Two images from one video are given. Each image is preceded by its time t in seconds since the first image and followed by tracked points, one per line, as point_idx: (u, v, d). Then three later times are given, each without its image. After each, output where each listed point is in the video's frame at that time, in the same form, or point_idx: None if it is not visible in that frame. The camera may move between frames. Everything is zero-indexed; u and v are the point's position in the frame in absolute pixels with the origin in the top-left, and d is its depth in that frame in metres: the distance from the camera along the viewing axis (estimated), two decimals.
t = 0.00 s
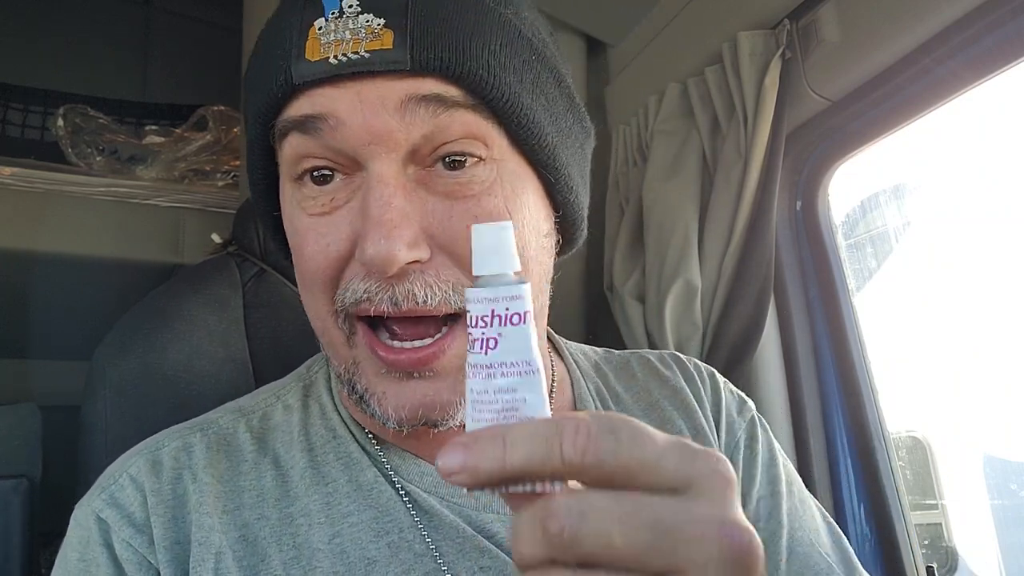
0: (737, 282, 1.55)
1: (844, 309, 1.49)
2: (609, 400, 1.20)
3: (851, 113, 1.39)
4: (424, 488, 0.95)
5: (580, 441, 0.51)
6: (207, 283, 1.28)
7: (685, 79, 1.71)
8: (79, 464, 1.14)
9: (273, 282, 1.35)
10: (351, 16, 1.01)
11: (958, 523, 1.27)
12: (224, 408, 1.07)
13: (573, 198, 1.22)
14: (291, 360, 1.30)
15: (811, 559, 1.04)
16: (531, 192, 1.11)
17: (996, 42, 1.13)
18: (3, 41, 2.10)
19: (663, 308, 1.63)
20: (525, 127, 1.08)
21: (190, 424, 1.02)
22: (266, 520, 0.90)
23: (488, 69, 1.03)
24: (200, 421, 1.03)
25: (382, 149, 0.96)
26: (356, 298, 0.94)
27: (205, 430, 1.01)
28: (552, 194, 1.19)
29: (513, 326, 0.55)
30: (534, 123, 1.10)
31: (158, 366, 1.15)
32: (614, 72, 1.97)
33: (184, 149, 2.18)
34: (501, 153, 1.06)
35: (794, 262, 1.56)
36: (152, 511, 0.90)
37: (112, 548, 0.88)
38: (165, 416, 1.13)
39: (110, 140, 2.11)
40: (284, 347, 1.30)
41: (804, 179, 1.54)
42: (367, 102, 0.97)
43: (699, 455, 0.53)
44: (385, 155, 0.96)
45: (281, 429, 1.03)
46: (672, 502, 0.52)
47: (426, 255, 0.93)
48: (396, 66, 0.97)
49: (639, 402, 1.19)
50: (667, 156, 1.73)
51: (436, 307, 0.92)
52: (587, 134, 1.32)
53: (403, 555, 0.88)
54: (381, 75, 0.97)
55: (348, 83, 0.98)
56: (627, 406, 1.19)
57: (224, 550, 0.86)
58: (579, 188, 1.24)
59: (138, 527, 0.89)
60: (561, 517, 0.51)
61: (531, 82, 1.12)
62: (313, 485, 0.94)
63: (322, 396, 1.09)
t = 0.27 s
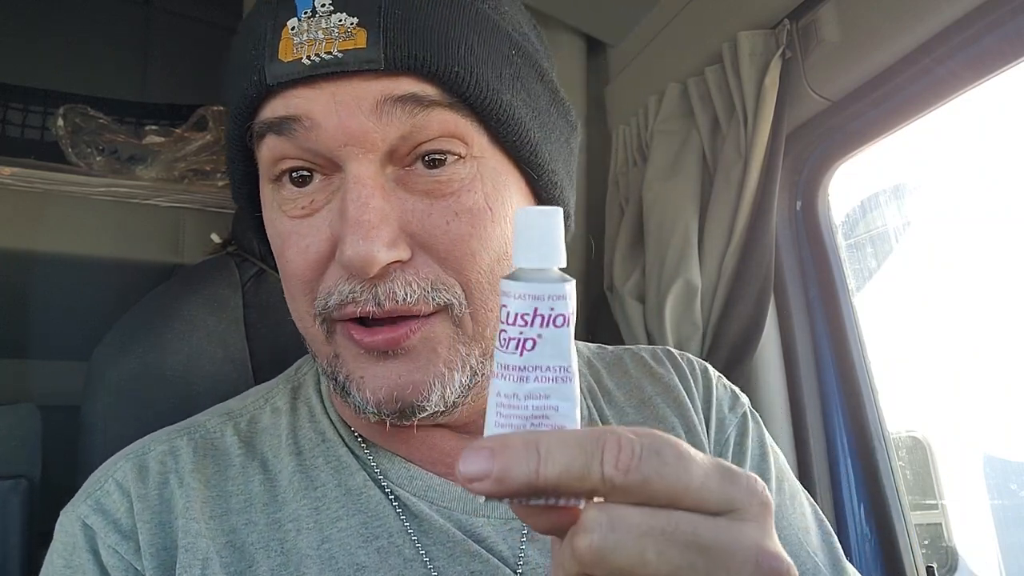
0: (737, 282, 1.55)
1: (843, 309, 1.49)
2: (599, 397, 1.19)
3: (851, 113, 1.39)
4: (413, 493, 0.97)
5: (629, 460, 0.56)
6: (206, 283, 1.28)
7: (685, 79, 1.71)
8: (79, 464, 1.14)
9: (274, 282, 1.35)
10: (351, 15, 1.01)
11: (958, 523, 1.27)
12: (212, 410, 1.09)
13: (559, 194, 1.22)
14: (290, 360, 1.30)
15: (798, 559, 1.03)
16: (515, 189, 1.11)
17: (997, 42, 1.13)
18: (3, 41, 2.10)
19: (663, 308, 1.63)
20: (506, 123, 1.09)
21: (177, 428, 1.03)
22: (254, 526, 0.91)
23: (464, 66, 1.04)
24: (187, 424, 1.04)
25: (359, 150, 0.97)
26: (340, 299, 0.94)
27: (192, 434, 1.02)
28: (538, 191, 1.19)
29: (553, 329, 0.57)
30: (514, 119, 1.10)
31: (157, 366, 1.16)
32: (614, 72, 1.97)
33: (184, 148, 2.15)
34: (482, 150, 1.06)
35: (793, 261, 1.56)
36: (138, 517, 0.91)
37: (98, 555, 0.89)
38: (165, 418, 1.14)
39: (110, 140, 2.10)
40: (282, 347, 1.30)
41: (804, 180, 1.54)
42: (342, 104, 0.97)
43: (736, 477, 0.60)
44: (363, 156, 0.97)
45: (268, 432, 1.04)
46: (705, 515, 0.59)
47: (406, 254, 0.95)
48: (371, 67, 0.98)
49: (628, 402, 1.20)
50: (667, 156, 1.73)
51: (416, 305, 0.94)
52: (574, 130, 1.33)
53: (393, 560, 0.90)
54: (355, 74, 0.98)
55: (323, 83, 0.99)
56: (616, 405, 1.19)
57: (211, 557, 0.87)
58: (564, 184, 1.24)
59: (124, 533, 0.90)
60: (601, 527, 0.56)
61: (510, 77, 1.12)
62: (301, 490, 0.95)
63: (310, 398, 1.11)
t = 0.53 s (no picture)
0: (737, 282, 1.55)
1: (844, 309, 1.49)
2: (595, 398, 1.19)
3: (851, 113, 1.39)
4: (409, 495, 0.98)
5: (654, 461, 0.58)
6: (206, 283, 1.28)
7: (685, 79, 1.71)
8: (79, 464, 1.14)
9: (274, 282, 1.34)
10: (350, 15, 1.01)
11: (957, 523, 1.27)
12: (207, 412, 1.09)
13: (552, 193, 1.22)
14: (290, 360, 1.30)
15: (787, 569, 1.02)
16: (507, 190, 1.12)
17: (996, 42, 1.13)
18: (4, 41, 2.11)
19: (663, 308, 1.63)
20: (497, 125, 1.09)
21: (172, 431, 1.03)
22: (248, 529, 0.91)
23: (455, 70, 1.03)
24: (182, 427, 1.04)
25: (352, 156, 0.97)
26: (331, 295, 0.97)
27: (187, 437, 1.02)
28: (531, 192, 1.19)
29: (576, 329, 0.59)
30: (507, 121, 1.10)
31: (157, 365, 1.16)
32: (614, 71, 1.97)
33: (184, 148, 2.15)
34: (473, 153, 1.07)
35: (793, 262, 1.57)
36: (132, 520, 0.91)
37: (92, 558, 0.89)
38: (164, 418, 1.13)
39: (111, 140, 2.12)
40: (283, 347, 1.30)
41: (804, 180, 1.54)
42: (333, 110, 0.98)
43: (759, 477, 0.63)
44: (356, 162, 0.97)
45: (264, 434, 1.04)
46: (729, 516, 0.63)
47: (399, 255, 0.96)
48: (362, 73, 0.98)
49: (625, 402, 1.20)
50: (667, 156, 1.73)
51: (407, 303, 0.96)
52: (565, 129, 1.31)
53: (389, 562, 0.90)
54: (346, 81, 0.98)
55: (314, 89, 0.99)
56: (614, 405, 1.19)
57: (207, 560, 0.88)
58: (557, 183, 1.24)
59: (118, 537, 0.90)
60: (626, 531, 0.60)
61: (502, 78, 1.12)
62: (297, 492, 0.95)
63: (305, 399, 1.11)
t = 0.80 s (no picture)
0: (737, 282, 1.55)
1: (844, 309, 1.49)
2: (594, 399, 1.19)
3: (851, 113, 1.39)
4: (410, 494, 0.98)
5: (654, 479, 0.58)
6: (206, 283, 1.28)
7: (686, 79, 1.71)
8: (79, 465, 1.14)
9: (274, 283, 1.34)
10: (351, 15, 1.01)
11: (958, 523, 1.27)
12: (207, 413, 1.08)
13: (552, 191, 1.22)
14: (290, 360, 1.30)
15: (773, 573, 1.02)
16: (510, 185, 1.12)
17: (996, 42, 1.13)
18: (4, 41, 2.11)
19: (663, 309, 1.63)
20: (501, 120, 1.09)
21: (172, 432, 1.03)
22: (249, 528, 0.91)
23: (462, 64, 1.04)
24: (182, 428, 1.04)
25: (359, 146, 0.98)
26: (338, 284, 0.96)
27: (188, 437, 1.02)
28: (532, 189, 1.18)
29: (576, 346, 0.59)
30: (510, 115, 1.10)
31: (157, 365, 1.16)
32: (614, 71, 1.97)
33: (184, 148, 2.15)
34: (477, 147, 1.07)
35: (793, 261, 1.57)
36: (134, 520, 0.91)
37: (93, 558, 0.88)
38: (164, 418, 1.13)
39: (111, 140, 2.10)
40: (283, 347, 1.30)
41: (804, 180, 1.54)
42: (343, 101, 0.98)
43: (760, 493, 0.63)
44: (364, 153, 0.97)
45: (265, 435, 1.04)
46: (728, 532, 0.63)
47: (406, 244, 0.96)
48: (372, 64, 0.98)
49: (625, 404, 1.20)
50: (667, 156, 1.73)
51: (416, 291, 0.95)
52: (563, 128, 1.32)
53: (389, 561, 0.90)
54: (355, 73, 0.98)
55: (323, 81, 0.99)
56: (612, 407, 1.19)
57: (208, 559, 0.87)
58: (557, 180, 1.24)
59: (120, 536, 0.90)
60: (626, 550, 0.59)
61: (505, 74, 1.12)
62: (297, 492, 0.95)
63: (305, 401, 1.11)
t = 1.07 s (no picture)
0: (737, 282, 1.55)
1: (844, 309, 1.49)
2: (594, 401, 1.20)
3: (851, 113, 1.39)
4: (413, 492, 0.97)
5: None
6: (207, 283, 1.28)
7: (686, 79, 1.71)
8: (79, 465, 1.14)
9: (274, 283, 1.34)
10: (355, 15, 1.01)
11: (957, 523, 1.27)
12: (201, 414, 1.07)
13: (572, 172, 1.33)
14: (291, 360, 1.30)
15: None
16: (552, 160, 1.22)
17: (996, 42, 1.13)
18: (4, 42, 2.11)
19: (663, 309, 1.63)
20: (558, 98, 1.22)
21: (163, 434, 1.02)
22: (246, 529, 0.91)
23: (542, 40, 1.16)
24: (175, 429, 1.03)
25: (460, 94, 1.04)
26: (431, 223, 0.96)
27: (181, 437, 1.01)
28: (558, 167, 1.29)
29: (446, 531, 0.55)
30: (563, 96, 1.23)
31: (157, 366, 1.15)
32: (614, 71, 1.97)
33: (184, 149, 2.16)
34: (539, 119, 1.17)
35: (793, 261, 1.57)
36: (129, 522, 0.90)
37: (87, 561, 0.89)
38: (164, 418, 1.13)
39: (111, 140, 2.09)
40: (283, 346, 1.30)
41: (804, 180, 1.54)
42: (454, 51, 1.05)
43: None
44: (463, 100, 1.04)
45: (260, 434, 1.03)
46: None
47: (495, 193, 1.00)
48: (480, 22, 1.07)
49: (627, 408, 1.20)
50: (667, 156, 1.73)
51: (503, 237, 0.98)
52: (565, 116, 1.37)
53: (389, 561, 0.91)
54: (466, 26, 1.07)
55: (438, 29, 1.05)
56: (614, 411, 1.19)
57: (204, 561, 0.87)
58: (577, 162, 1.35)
59: (114, 539, 0.90)
60: None
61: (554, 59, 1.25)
62: (295, 492, 0.95)
63: (303, 401, 1.09)
